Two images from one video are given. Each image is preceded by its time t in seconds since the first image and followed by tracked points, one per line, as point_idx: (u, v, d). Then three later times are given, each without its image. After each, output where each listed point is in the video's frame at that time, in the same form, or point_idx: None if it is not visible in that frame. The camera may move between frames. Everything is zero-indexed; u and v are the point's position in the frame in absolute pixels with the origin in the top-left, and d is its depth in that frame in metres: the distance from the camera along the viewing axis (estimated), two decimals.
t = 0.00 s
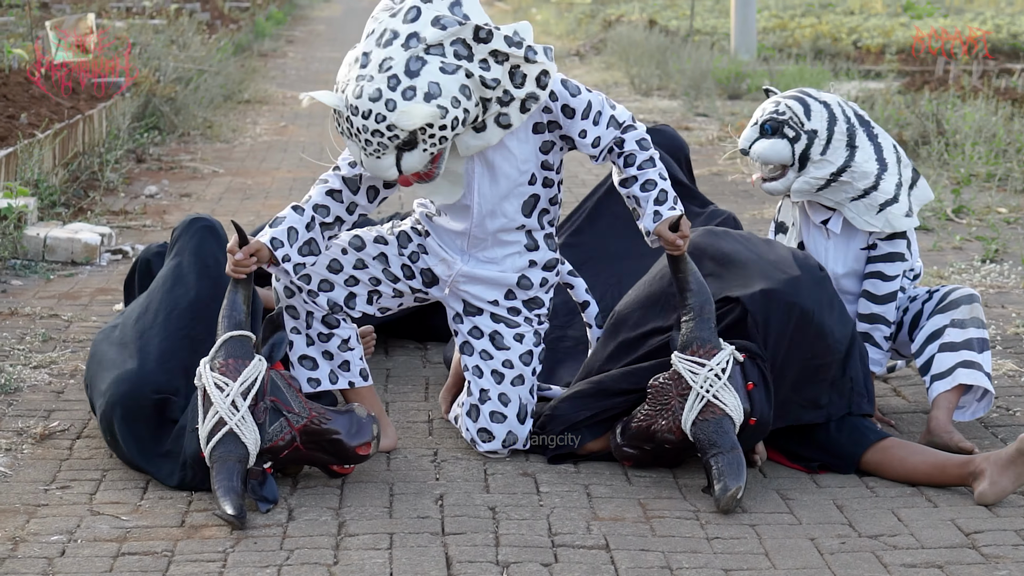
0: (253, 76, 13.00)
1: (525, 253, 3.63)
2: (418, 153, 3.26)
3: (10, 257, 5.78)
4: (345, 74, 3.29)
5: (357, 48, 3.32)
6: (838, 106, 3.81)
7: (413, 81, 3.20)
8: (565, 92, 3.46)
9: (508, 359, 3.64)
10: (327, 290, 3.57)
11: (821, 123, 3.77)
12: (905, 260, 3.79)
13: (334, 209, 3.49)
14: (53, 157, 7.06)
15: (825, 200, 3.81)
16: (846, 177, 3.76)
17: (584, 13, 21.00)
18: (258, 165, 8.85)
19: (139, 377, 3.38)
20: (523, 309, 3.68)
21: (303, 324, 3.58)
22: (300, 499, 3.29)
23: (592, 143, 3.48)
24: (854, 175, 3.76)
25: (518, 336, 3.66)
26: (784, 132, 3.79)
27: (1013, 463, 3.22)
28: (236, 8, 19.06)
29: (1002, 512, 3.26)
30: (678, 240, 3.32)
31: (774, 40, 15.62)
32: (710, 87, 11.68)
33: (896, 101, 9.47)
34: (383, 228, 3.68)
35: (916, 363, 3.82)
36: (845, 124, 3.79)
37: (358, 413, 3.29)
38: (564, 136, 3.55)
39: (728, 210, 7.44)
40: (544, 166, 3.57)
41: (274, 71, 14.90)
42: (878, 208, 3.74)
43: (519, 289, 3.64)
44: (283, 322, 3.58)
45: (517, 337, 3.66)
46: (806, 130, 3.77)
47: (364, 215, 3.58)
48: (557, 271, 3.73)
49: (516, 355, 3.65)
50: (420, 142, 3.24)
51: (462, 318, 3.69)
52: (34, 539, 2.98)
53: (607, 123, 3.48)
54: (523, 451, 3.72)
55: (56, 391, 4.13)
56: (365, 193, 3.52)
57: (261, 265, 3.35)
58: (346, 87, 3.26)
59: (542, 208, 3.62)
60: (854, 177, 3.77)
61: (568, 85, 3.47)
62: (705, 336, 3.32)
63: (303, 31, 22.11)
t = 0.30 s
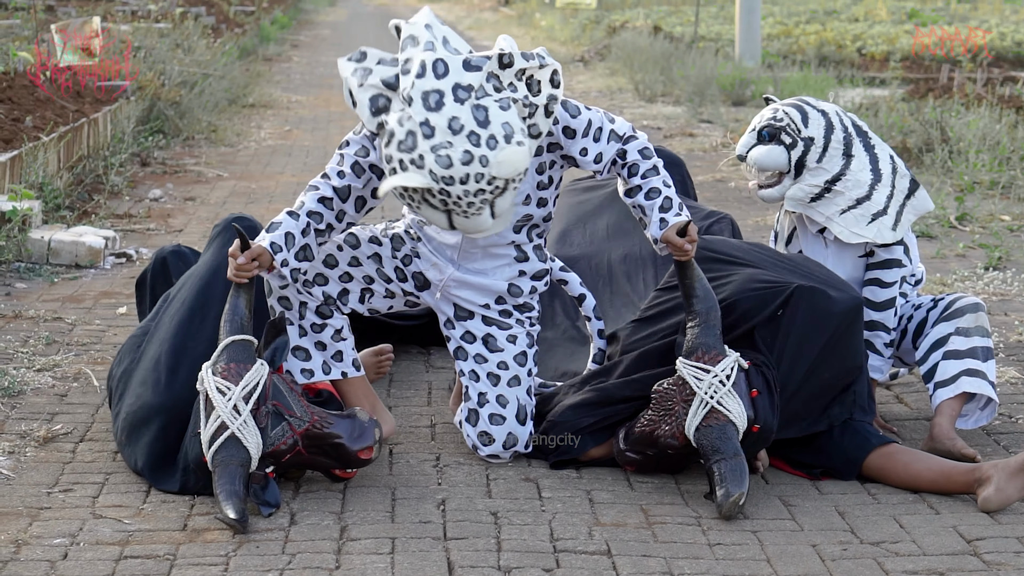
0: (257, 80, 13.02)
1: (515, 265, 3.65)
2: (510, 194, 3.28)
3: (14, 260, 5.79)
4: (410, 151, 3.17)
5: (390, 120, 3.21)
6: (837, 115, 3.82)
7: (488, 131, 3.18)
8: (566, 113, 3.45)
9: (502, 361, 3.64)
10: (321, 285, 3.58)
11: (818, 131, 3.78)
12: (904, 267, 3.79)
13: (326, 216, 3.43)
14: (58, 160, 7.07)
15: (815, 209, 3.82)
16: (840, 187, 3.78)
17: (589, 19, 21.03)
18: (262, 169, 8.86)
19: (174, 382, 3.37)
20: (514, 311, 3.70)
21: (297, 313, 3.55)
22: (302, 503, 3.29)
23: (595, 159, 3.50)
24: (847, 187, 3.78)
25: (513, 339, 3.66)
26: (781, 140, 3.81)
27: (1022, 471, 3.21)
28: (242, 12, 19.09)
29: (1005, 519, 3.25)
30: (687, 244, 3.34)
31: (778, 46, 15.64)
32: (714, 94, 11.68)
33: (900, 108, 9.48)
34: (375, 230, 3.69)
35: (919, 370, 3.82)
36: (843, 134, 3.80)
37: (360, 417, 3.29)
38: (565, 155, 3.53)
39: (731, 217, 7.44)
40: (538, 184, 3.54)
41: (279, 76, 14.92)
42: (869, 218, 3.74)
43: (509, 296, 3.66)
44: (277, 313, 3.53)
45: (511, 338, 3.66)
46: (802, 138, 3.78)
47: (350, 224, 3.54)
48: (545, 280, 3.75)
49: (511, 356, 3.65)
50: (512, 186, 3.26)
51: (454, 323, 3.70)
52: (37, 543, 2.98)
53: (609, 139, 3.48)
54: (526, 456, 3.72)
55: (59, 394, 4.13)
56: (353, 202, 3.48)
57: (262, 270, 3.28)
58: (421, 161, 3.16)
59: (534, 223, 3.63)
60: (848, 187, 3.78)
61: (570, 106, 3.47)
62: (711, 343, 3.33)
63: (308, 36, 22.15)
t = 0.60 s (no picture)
0: (247, 91, 13.02)
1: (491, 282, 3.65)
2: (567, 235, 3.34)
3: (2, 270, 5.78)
4: (482, 209, 3.19)
5: (443, 180, 3.21)
6: (831, 129, 3.82)
7: (544, 173, 3.25)
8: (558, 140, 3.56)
9: (484, 370, 3.65)
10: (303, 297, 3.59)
11: (814, 144, 3.77)
12: (888, 279, 3.81)
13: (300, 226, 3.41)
14: (47, 170, 7.05)
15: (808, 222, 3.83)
16: (836, 201, 3.80)
17: (578, 31, 21.09)
18: (251, 180, 8.86)
19: (180, 384, 3.43)
20: (492, 321, 3.72)
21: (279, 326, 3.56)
22: (289, 515, 3.29)
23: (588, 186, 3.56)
24: (843, 201, 3.80)
25: (493, 348, 3.67)
26: (777, 151, 3.79)
27: (1000, 486, 3.21)
28: (232, 22, 19.08)
29: (991, 532, 3.27)
30: (683, 255, 3.34)
31: (767, 59, 15.71)
32: (704, 106, 11.73)
33: (888, 122, 9.53)
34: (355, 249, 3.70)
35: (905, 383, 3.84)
36: (838, 148, 3.81)
37: (348, 430, 3.29)
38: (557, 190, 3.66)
39: (720, 229, 7.46)
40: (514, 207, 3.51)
41: (268, 86, 14.93)
42: (862, 234, 3.78)
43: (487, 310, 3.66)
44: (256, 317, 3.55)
45: (491, 346, 3.67)
46: (798, 151, 3.77)
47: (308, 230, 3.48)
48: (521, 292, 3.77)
49: (493, 364, 3.66)
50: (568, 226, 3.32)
51: (433, 338, 3.69)
52: (23, 554, 2.97)
53: (600, 165, 3.56)
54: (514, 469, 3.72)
55: (46, 405, 4.12)
56: (317, 213, 3.43)
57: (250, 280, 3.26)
58: (498, 216, 3.18)
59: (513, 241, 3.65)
60: (843, 202, 3.80)
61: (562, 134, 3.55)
62: (706, 356, 3.34)
63: (297, 47, 22.18)
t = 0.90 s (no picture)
0: (246, 105, 13.04)
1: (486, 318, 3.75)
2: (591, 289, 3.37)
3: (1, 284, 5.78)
4: (527, 266, 3.19)
5: (486, 237, 3.21)
6: (831, 145, 3.84)
7: (576, 228, 3.28)
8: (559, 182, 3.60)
9: (483, 381, 3.72)
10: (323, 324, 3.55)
11: (815, 161, 3.79)
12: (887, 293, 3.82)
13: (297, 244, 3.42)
14: (46, 183, 7.05)
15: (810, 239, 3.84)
16: (839, 218, 3.81)
17: (577, 46, 21.16)
18: (250, 194, 8.86)
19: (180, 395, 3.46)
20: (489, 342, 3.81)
21: (296, 350, 3.49)
22: (287, 528, 3.29)
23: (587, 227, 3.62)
24: (845, 218, 3.81)
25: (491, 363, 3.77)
26: (779, 169, 3.80)
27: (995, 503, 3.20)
28: (231, 36, 19.13)
29: (991, 548, 3.27)
30: (670, 269, 3.34)
31: (766, 75, 15.77)
32: (703, 121, 11.76)
33: (887, 137, 9.56)
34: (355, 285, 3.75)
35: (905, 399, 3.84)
36: (838, 165, 3.82)
37: (346, 443, 3.29)
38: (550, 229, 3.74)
39: (718, 244, 7.48)
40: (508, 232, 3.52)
41: (267, 100, 14.96)
42: (865, 249, 3.79)
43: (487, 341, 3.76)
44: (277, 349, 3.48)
45: (489, 361, 3.77)
46: (800, 170, 3.78)
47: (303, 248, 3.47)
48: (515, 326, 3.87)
49: (492, 376, 3.74)
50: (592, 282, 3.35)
51: (432, 363, 3.74)
52: (21, 567, 2.97)
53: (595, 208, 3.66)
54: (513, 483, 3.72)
55: (44, 418, 4.12)
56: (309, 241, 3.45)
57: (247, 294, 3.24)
58: (545, 273, 3.19)
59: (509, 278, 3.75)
60: (845, 218, 3.81)
61: (562, 176, 3.53)
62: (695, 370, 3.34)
63: (297, 61, 22.23)
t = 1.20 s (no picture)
0: (248, 114, 13.06)
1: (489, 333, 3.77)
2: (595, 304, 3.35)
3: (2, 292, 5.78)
4: (535, 274, 3.18)
5: (496, 241, 3.21)
6: (835, 156, 3.84)
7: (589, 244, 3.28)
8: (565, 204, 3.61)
9: (485, 391, 3.71)
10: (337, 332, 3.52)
11: (819, 172, 3.79)
12: (887, 303, 3.82)
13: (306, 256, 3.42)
14: (47, 192, 7.06)
15: (812, 250, 3.83)
16: (841, 229, 3.80)
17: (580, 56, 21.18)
18: (251, 203, 8.87)
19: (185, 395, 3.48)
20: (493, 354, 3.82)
21: (308, 359, 3.47)
22: (288, 538, 3.28)
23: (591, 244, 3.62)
24: (848, 229, 3.80)
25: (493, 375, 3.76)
26: (783, 179, 3.81)
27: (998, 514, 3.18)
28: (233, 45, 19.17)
29: (992, 559, 3.26)
30: (657, 282, 3.35)
31: (768, 84, 15.79)
32: (704, 131, 11.77)
33: (889, 148, 9.57)
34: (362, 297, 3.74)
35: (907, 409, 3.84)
36: (841, 177, 3.82)
37: (347, 453, 3.28)
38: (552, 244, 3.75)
39: (720, 254, 7.48)
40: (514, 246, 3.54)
41: (269, 109, 14.98)
42: (868, 261, 3.78)
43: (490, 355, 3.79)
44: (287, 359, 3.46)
45: (491, 373, 3.76)
46: (804, 180, 3.79)
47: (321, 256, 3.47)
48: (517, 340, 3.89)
49: (495, 387, 3.73)
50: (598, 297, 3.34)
51: (434, 374, 3.75)
52: None
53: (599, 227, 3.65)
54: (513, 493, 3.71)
55: (45, 427, 4.12)
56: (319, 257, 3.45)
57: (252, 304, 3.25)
58: (551, 283, 3.18)
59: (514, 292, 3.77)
60: (848, 230, 3.80)
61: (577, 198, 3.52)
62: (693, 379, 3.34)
63: (299, 70, 22.27)
